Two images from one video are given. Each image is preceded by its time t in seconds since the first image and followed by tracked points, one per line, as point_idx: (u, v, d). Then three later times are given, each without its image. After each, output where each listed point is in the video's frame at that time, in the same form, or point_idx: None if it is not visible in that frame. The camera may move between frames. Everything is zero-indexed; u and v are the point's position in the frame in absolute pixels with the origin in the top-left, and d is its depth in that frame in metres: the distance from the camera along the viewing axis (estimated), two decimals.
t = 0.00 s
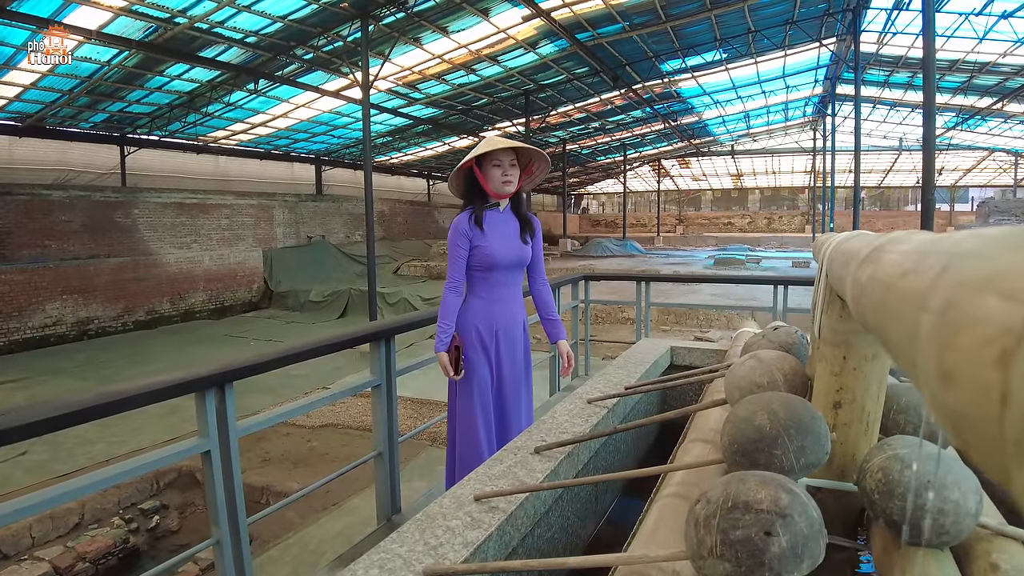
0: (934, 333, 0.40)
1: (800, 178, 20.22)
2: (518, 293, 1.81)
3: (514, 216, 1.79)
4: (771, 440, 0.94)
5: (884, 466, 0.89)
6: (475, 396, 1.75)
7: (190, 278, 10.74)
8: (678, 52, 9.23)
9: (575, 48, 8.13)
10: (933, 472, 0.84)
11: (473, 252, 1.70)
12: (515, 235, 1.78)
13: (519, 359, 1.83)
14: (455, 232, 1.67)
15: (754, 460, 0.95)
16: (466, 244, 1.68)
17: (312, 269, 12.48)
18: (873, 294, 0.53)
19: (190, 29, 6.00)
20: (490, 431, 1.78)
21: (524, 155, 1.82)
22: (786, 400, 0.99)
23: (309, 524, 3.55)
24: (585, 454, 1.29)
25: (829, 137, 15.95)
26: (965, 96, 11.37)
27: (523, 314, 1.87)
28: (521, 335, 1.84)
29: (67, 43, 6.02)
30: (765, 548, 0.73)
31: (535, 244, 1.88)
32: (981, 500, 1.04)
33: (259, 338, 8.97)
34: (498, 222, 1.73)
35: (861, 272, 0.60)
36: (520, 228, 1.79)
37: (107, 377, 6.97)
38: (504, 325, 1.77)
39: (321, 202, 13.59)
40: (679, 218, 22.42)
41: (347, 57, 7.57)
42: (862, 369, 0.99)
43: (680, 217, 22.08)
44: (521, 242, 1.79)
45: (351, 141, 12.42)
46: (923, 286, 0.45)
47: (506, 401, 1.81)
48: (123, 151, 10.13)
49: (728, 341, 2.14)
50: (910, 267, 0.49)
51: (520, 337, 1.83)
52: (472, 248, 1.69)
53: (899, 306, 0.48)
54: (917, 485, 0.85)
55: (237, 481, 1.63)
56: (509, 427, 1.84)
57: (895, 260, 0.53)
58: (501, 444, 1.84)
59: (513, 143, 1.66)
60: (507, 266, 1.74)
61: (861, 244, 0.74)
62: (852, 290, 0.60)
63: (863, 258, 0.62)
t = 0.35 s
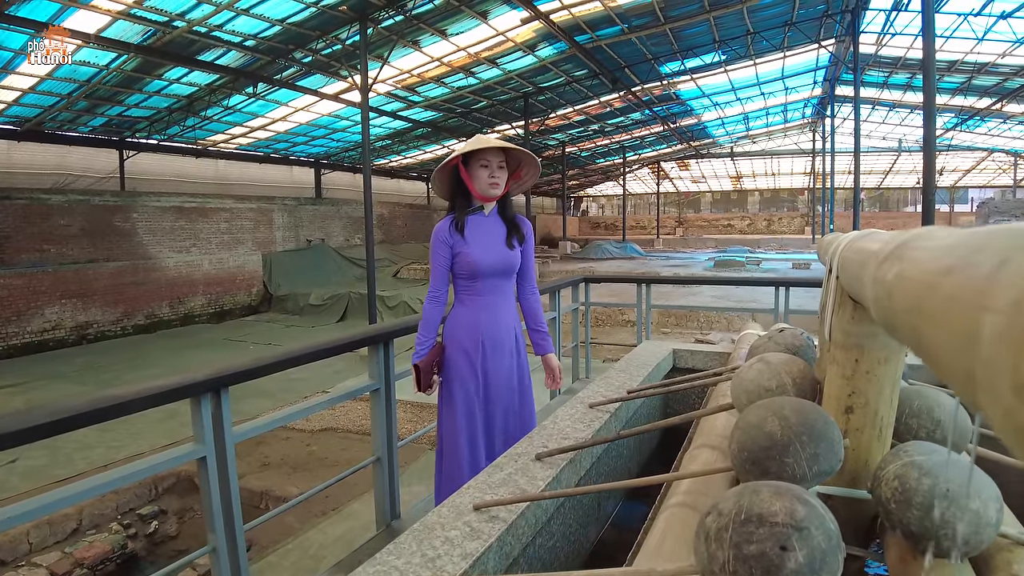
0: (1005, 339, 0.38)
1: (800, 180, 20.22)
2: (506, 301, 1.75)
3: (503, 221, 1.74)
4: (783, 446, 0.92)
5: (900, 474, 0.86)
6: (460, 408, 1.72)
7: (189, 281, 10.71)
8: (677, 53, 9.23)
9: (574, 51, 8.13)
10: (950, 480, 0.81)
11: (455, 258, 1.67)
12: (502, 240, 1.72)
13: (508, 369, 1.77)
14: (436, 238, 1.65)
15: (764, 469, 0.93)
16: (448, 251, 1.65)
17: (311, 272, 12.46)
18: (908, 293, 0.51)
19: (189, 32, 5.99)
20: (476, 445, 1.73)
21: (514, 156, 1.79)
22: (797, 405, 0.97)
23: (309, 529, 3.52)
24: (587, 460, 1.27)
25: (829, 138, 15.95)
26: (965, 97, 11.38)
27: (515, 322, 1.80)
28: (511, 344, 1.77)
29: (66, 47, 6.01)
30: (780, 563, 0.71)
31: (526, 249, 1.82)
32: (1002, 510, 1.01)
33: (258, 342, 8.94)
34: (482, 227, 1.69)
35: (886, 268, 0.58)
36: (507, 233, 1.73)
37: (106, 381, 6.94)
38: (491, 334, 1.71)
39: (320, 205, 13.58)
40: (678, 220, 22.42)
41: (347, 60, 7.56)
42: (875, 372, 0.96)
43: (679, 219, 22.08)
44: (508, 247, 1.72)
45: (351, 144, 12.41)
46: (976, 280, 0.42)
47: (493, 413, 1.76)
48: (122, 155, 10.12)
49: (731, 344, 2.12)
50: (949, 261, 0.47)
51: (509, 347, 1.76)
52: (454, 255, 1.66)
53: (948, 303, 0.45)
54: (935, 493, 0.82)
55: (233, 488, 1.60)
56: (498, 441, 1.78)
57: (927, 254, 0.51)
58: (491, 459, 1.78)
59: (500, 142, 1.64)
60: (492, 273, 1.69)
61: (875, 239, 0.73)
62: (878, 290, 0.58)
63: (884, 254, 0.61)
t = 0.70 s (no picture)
0: None
1: (799, 181, 20.28)
2: (502, 304, 1.70)
3: (500, 221, 1.71)
4: (788, 449, 0.89)
5: (911, 477, 0.84)
6: (455, 413, 1.69)
7: (188, 284, 10.68)
8: (676, 55, 9.24)
9: (573, 52, 8.13)
10: (964, 483, 0.79)
11: (449, 260, 1.64)
12: (499, 241, 1.68)
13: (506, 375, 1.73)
14: (430, 239, 1.62)
15: (769, 472, 0.90)
16: (442, 252, 1.62)
17: (310, 275, 12.42)
18: (927, 277, 0.49)
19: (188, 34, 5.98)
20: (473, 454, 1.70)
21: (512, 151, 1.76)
22: (803, 405, 0.94)
23: (306, 533, 3.49)
24: (586, 463, 1.25)
25: (828, 139, 15.95)
26: (964, 98, 11.40)
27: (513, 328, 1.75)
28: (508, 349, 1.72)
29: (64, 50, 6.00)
30: (789, 571, 0.69)
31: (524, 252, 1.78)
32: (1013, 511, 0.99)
33: (257, 345, 8.92)
34: (478, 228, 1.66)
35: (903, 254, 0.55)
36: (503, 234, 1.70)
37: (104, 385, 6.91)
38: (486, 339, 1.66)
39: (319, 208, 13.56)
40: (678, 222, 22.42)
41: (345, 62, 7.55)
42: (883, 370, 0.94)
43: (679, 221, 22.08)
44: (505, 249, 1.68)
45: (350, 146, 12.39)
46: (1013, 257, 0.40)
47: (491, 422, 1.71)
48: (121, 158, 10.10)
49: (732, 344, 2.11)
50: (978, 239, 0.45)
51: (506, 352, 1.72)
52: (448, 258, 1.63)
53: (977, 284, 0.43)
54: (949, 496, 0.80)
55: (226, 491, 1.58)
56: (497, 450, 1.74)
57: (949, 234, 0.48)
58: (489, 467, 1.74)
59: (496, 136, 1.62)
60: (487, 276, 1.65)
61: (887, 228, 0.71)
62: (893, 277, 0.55)
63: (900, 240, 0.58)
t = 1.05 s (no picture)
0: None
1: (799, 182, 20.30)
2: (515, 312, 1.59)
3: (515, 223, 1.60)
4: (786, 455, 0.87)
5: (914, 483, 0.82)
6: (462, 430, 1.59)
7: (187, 287, 10.66)
8: (675, 57, 9.24)
9: (572, 54, 8.12)
10: (968, 491, 0.78)
11: (459, 264, 1.54)
12: (513, 245, 1.57)
13: (518, 389, 1.61)
14: (438, 242, 1.53)
15: (768, 479, 0.88)
16: (451, 255, 1.53)
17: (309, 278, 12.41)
18: (933, 272, 0.47)
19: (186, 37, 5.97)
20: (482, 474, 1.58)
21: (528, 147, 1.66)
22: (803, 408, 0.93)
23: (304, 536, 3.47)
24: (582, 467, 1.23)
25: (828, 141, 15.96)
26: (963, 99, 11.40)
27: (528, 339, 1.64)
28: (520, 360, 1.61)
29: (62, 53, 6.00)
30: None
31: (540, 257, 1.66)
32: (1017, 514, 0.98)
33: (256, 348, 8.91)
34: (490, 230, 1.55)
35: (907, 251, 0.53)
36: (517, 236, 1.58)
37: (102, 388, 6.88)
38: (496, 351, 1.56)
39: (319, 210, 13.57)
40: (678, 223, 22.42)
41: (344, 65, 7.55)
42: (884, 373, 0.92)
43: (679, 223, 22.07)
44: (519, 252, 1.57)
45: (349, 148, 12.38)
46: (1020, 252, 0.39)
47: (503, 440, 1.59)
48: (120, 161, 10.10)
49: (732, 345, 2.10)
50: (987, 234, 0.43)
51: (518, 364, 1.60)
52: (457, 261, 1.53)
53: (989, 279, 0.41)
54: (953, 503, 0.78)
55: (220, 494, 1.57)
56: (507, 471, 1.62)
57: (962, 228, 0.46)
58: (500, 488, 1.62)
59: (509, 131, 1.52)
60: (497, 281, 1.54)
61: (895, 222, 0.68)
62: (898, 273, 0.54)
63: (902, 238, 0.56)
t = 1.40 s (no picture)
0: None
1: (799, 185, 20.31)
2: (539, 318, 1.47)
3: (539, 223, 1.49)
4: (782, 480, 0.84)
5: (917, 508, 0.81)
6: (479, 445, 1.48)
7: (187, 290, 10.65)
8: (675, 59, 9.24)
9: (572, 57, 8.12)
10: (973, 518, 0.76)
11: (476, 267, 1.43)
12: (537, 246, 1.45)
13: (542, 399, 1.49)
14: (455, 243, 1.43)
15: (766, 503, 0.85)
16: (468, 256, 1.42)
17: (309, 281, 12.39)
18: (934, 311, 0.43)
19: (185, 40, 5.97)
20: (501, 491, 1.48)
21: (551, 139, 1.53)
22: (802, 429, 0.89)
23: (302, 542, 3.44)
24: (577, 481, 1.21)
25: (828, 143, 15.96)
26: (963, 100, 11.39)
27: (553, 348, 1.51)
28: (544, 369, 1.49)
29: (61, 56, 5.99)
30: None
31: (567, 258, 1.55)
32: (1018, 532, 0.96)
33: (256, 351, 8.89)
34: (512, 231, 1.44)
35: (912, 280, 0.49)
36: (541, 236, 1.46)
37: (101, 392, 6.86)
38: (517, 361, 1.45)
39: (319, 213, 13.57)
40: (678, 225, 22.40)
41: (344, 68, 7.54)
42: (885, 392, 0.90)
43: (679, 225, 22.08)
44: (543, 253, 1.45)
45: (349, 151, 12.38)
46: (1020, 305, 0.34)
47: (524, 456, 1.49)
48: (120, 164, 10.09)
49: (731, 353, 2.09)
50: (991, 274, 0.38)
51: (542, 373, 1.48)
52: (475, 263, 1.43)
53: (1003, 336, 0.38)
54: (957, 532, 0.76)
55: (214, 503, 1.55)
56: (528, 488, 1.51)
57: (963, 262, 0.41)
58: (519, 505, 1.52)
59: (528, 124, 1.40)
60: (518, 284, 1.42)
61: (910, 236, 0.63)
62: (901, 304, 0.49)
63: (910, 262, 0.52)
